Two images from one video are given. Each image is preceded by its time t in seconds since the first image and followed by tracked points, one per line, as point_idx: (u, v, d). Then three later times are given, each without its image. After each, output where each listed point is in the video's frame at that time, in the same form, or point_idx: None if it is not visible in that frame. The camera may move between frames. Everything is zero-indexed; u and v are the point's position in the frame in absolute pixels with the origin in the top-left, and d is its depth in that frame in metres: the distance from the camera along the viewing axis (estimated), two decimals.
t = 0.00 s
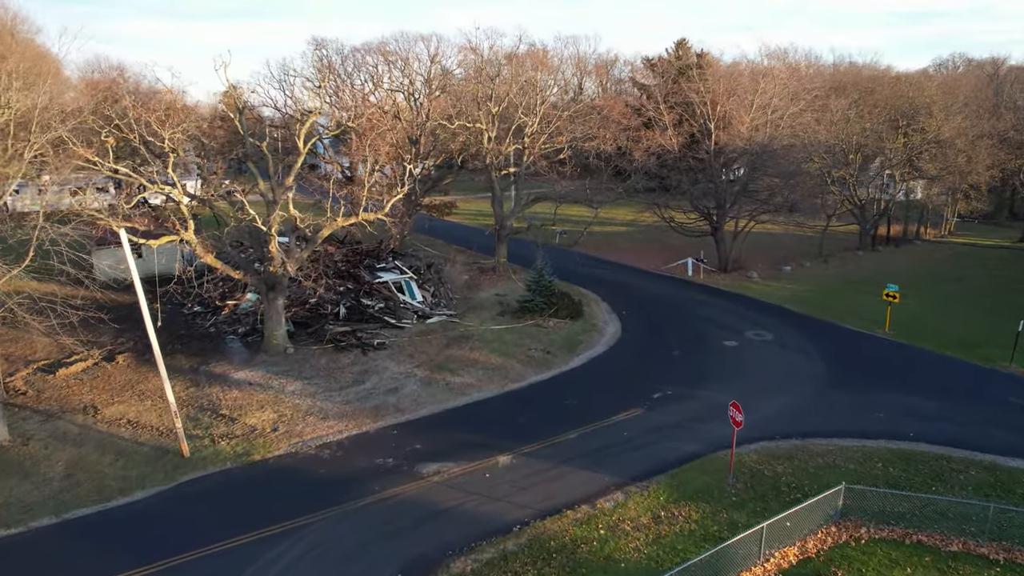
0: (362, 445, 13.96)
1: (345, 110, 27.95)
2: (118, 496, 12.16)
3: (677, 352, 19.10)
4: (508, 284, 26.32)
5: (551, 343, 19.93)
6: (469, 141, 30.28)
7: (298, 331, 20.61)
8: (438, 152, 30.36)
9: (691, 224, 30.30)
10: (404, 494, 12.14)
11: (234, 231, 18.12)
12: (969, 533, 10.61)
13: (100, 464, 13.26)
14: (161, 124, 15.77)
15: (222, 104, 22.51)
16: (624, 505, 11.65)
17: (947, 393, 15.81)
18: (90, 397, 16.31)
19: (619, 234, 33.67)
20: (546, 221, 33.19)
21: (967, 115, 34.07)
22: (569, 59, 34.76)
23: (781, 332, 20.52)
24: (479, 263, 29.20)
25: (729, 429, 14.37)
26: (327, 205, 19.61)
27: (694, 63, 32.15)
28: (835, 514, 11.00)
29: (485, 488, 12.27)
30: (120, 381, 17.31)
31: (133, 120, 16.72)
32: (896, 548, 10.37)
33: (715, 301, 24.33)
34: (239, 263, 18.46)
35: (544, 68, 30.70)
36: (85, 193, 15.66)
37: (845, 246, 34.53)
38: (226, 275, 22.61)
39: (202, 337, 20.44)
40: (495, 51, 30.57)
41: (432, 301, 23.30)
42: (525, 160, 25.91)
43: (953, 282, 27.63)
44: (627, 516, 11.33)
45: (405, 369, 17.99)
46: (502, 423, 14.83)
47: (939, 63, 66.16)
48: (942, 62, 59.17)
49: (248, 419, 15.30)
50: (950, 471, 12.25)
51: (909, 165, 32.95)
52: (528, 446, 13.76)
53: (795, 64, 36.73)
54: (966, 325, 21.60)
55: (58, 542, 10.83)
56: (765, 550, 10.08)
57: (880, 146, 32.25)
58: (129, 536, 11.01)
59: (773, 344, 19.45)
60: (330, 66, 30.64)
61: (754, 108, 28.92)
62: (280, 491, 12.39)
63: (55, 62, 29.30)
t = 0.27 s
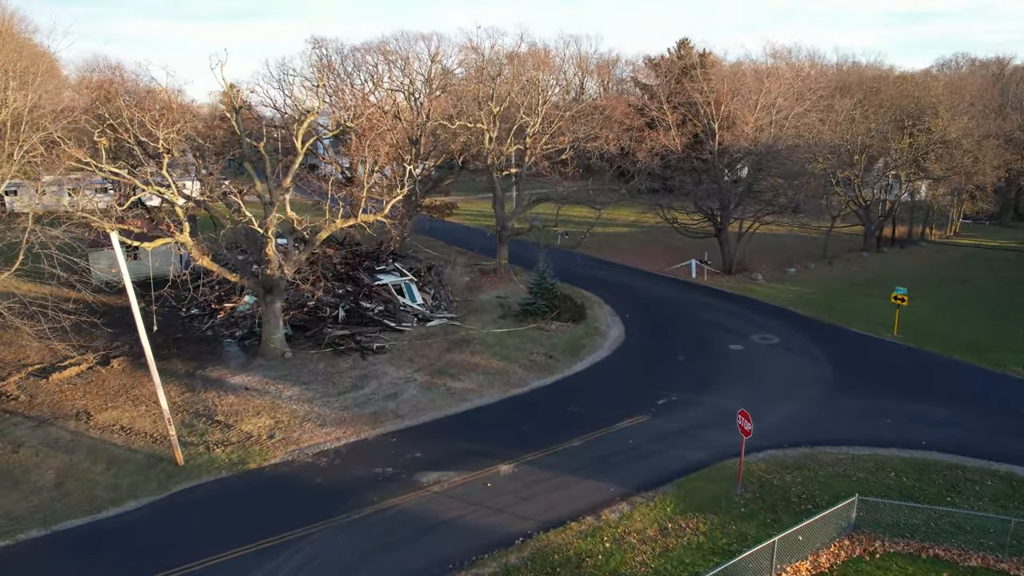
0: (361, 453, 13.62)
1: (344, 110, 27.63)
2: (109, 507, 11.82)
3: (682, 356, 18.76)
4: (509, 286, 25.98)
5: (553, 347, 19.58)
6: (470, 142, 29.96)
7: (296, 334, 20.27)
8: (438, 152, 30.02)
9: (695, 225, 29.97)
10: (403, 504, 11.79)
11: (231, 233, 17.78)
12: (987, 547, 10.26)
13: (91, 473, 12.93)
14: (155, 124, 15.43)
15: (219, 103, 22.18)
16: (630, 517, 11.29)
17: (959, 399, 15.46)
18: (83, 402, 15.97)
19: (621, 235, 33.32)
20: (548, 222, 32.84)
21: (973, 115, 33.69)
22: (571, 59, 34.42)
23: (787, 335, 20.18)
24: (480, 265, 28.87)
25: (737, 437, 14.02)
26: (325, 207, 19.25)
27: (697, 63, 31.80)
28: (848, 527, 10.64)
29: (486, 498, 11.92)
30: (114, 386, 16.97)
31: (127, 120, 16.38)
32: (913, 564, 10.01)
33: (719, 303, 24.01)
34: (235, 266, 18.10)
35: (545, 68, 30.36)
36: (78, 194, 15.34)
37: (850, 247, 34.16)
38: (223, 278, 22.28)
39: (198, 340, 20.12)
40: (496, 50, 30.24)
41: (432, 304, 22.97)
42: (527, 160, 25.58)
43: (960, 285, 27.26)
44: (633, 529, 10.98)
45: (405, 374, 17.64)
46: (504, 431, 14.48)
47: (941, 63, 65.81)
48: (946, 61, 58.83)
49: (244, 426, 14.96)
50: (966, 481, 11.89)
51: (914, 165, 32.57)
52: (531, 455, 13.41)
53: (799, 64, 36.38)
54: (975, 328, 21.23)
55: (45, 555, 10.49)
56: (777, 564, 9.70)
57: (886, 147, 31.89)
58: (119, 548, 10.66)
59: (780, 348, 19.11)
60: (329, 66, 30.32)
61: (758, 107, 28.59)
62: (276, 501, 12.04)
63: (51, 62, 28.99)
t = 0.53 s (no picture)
0: (361, 461, 13.31)
1: (347, 110, 27.35)
2: (103, 517, 11.53)
3: (689, 361, 18.44)
4: (513, 288, 25.66)
5: (558, 351, 19.25)
6: (473, 142, 29.66)
7: (296, 338, 19.98)
8: (441, 152, 29.71)
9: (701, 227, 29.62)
10: (404, 515, 11.47)
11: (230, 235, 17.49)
12: (1009, 562, 9.92)
13: (85, 481, 12.63)
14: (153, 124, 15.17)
15: (220, 103, 21.92)
16: (637, 528, 10.96)
17: (974, 406, 15.11)
18: (79, 407, 15.69)
19: (626, 236, 32.97)
20: (552, 223, 32.51)
21: (983, 115, 33.25)
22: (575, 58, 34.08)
23: (796, 341, 19.86)
24: (483, 267, 28.56)
25: (747, 446, 13.69)
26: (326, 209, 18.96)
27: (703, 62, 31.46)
28: (864, 541, 10.29)
29: (490, 509, 11.61)
30: (111, 390, 16.69)
31: (125, 120, 16.10)
32: None
33: (726, 307, 23.71)
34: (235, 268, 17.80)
35: (550, 67, 30.04)
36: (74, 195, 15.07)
37: (857, 248, 33.75)
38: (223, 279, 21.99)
39: (197, 343, 19.84)
40: (500, 50, 29.92)
41: (435, 306, 22.67)
42: (531, 161, 25.26)
43: (971, 287, 26.86)
44: (641, 541, 10.65)
45: (407, 378, 17.33)
46: (508, 438, 14.16)
47: (949, 62, 65.26)
48: (953, 60, 58.36)
49: (242, 432, 14.66)
50: (985, 492, 11.54)
51: (923, 166, 32.16)
52: (535, 463, 13.08)
53: (805, 63, 35.99)
54: (988, 332, 20.84)
55: (36, 568, 10.19)
56: None
57: (895, 147, 31.47)
58: (112, 561, 10.37)
59: (789, 353, 18.78)
60: (331, 65, 30.03)
61: (765, 107, 28.24)
62: (273, 511, 11.73)
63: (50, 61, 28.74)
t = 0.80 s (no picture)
0: (361, 469, 13.00)
1: (348, 109, 27.07)
2: (96, 527, 11.23)
3: (696, 366, 18.10)
4: (516, 290, 25.35)
5: (562, 354, 18.93)
6: (476, 142, 29.35)
7: (296, 341, 19.68)
8: (444, 152, 29.40)
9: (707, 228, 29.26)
10: (405, 526, 11.16)
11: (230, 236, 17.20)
12: None
13: (79, 489, 12.34)
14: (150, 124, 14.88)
15: (220, 103, 21.64)
16: (645, 541, 10.63)
17: (989, 414, 14.75)
18: (75, 412, 15.41)
19: (630, 237, 32.64)
20: (556, 224, 32.17)
21: (993, 115, 32.81)
22: (579, 57, 33.72)
23: (804, 344, 19.53)
24: (486, 268, 28.24)
25: (756, 454, 13.35)
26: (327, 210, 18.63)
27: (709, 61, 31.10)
28: (880, 555, 9.94)
29: (492, 519, 11.28)
30: (108, 394, 16.41)
31: (121, 120, 15.81)
32: None
33: (732, 310, 23.37)
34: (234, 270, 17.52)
35: (554, 66, 29.70)
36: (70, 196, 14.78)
37: (865, 250, 33.35)
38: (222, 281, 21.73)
39: (196, 346, 19.58)
40: (503, 48, 29.59)
41: (437, 309, 22.36)
42: (535, 160, 24.94)
43: (981, 290, 26.45)
44: (649, 554, 10.31)
45: (408, 383, 17.03)
46: (512, 445, 13.85)
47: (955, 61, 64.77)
48: (959, 60, 57.94)
49: (240, 438, 14.36)
50: (1003, 504, 11.18)
51: (932, 167, 31.73)
52: (539, 472, 12.76)
53: (813, 62, 35.58)
54: (1001, 336, 20.45)
55: None
56: None
57: (903, 147, 31.06)
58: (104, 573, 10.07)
59: (798, 358, 18.44)
60: (333, 65, 29.74)
61: (773, 106, 27.89)
62: (271, 521, 11.42)
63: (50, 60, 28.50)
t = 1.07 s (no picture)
0: (361, 478, 12.65)
1: (349, 109, 26.74)
2: (86, 539, 10.89)
3: (703, 370, 17.72)
4: (519, 292, 24.98)
5: (566, 358, 18.56)
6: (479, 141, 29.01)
7: (296, 344, 19.34)
8: (446, 152, 29.04)
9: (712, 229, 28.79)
10: (405, 538, 10.80)
11: (226, 237, 16.82)
12: None
13: (71, 498, 12.01)
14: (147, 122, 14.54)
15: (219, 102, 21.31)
16: (654, 555, 10.26)
17: (1006, 421, 14.35)
18: (69, 417, 15.08)
19: (635, 238, 32.25)
20: (559, 225, 31.80)
21: (1003, 114, 32.33)
22: (583, 56, 33.34)
23: (814, 348, 19.14)
24: (489, 270, 27.87)
25: (767, 463, 12.97)
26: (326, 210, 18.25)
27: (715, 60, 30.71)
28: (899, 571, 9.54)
29: (495, 532, 10.92)
30: (103, 399, 16.08)
31: (117, 118, 15.46)
32: None
33: (739, 312, 23.00)
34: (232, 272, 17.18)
35: (558, 65, 29.31)
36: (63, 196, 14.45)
37: (872, 251, 32.90)
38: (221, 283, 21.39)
39: (194, 349, 19.25)
40: (507, 47, 29.22)
41: (439, 311, 21.99)
42: (539, 160, 24.58)
43: (992, 292, 26.01)
44: (658, 569, 9.94)
45: (410, 388, 16.67)
46: (515, 453, 13.48)
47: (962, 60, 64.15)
48: (965, 59, 57.47)
49: (237, 445, 14.01)
50: None
51: (941, 167, 31.28)
52: (544, 482, 12.39)
53: (820, 61, 35.16)
54: (1015, 340, 20.03)
55: None
56: None
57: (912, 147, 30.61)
58: None
59: (808, 362, 18.05)
60: (334, 63, 29.41)
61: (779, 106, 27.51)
62: (267, 532, 11.07)
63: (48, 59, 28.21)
